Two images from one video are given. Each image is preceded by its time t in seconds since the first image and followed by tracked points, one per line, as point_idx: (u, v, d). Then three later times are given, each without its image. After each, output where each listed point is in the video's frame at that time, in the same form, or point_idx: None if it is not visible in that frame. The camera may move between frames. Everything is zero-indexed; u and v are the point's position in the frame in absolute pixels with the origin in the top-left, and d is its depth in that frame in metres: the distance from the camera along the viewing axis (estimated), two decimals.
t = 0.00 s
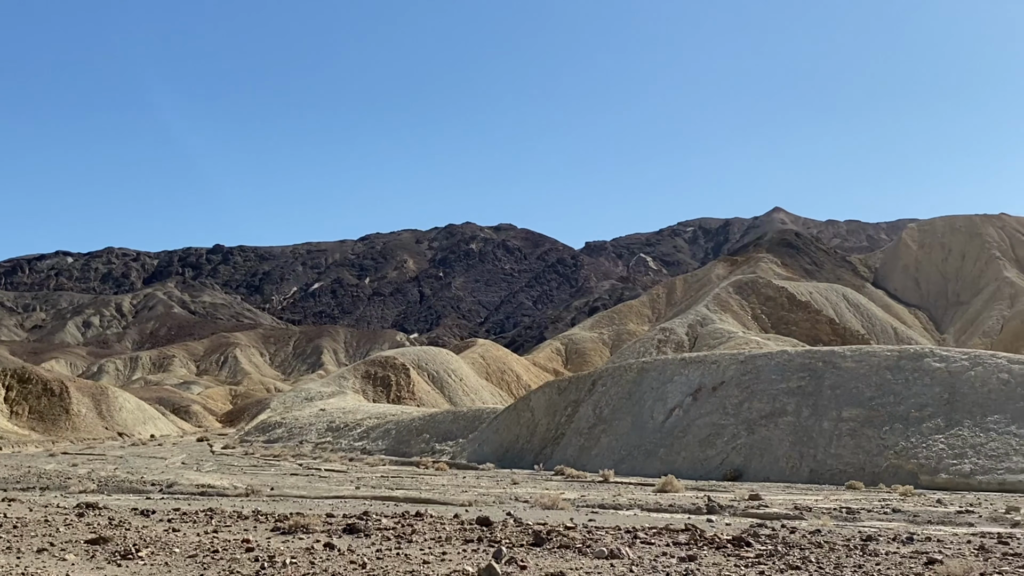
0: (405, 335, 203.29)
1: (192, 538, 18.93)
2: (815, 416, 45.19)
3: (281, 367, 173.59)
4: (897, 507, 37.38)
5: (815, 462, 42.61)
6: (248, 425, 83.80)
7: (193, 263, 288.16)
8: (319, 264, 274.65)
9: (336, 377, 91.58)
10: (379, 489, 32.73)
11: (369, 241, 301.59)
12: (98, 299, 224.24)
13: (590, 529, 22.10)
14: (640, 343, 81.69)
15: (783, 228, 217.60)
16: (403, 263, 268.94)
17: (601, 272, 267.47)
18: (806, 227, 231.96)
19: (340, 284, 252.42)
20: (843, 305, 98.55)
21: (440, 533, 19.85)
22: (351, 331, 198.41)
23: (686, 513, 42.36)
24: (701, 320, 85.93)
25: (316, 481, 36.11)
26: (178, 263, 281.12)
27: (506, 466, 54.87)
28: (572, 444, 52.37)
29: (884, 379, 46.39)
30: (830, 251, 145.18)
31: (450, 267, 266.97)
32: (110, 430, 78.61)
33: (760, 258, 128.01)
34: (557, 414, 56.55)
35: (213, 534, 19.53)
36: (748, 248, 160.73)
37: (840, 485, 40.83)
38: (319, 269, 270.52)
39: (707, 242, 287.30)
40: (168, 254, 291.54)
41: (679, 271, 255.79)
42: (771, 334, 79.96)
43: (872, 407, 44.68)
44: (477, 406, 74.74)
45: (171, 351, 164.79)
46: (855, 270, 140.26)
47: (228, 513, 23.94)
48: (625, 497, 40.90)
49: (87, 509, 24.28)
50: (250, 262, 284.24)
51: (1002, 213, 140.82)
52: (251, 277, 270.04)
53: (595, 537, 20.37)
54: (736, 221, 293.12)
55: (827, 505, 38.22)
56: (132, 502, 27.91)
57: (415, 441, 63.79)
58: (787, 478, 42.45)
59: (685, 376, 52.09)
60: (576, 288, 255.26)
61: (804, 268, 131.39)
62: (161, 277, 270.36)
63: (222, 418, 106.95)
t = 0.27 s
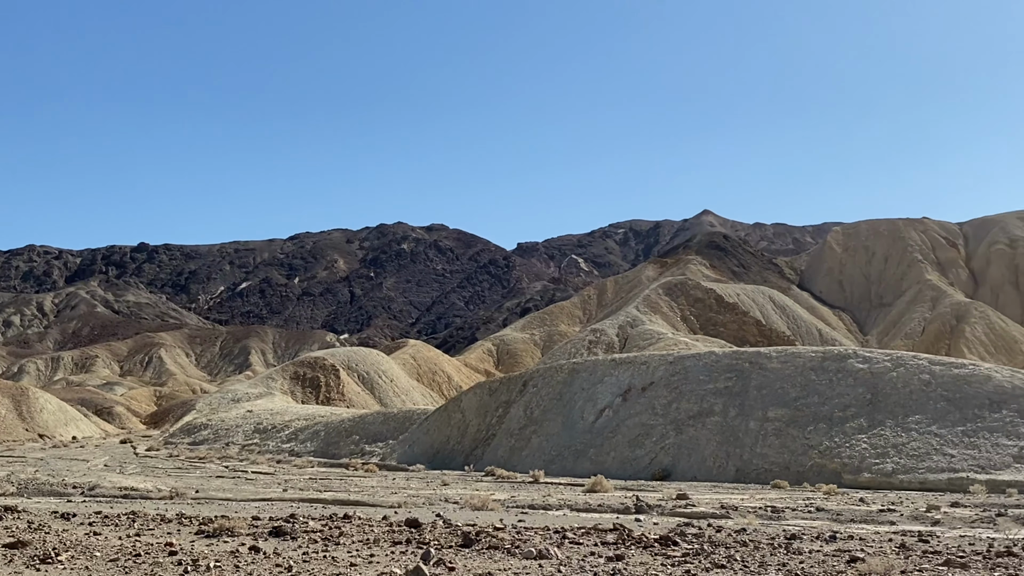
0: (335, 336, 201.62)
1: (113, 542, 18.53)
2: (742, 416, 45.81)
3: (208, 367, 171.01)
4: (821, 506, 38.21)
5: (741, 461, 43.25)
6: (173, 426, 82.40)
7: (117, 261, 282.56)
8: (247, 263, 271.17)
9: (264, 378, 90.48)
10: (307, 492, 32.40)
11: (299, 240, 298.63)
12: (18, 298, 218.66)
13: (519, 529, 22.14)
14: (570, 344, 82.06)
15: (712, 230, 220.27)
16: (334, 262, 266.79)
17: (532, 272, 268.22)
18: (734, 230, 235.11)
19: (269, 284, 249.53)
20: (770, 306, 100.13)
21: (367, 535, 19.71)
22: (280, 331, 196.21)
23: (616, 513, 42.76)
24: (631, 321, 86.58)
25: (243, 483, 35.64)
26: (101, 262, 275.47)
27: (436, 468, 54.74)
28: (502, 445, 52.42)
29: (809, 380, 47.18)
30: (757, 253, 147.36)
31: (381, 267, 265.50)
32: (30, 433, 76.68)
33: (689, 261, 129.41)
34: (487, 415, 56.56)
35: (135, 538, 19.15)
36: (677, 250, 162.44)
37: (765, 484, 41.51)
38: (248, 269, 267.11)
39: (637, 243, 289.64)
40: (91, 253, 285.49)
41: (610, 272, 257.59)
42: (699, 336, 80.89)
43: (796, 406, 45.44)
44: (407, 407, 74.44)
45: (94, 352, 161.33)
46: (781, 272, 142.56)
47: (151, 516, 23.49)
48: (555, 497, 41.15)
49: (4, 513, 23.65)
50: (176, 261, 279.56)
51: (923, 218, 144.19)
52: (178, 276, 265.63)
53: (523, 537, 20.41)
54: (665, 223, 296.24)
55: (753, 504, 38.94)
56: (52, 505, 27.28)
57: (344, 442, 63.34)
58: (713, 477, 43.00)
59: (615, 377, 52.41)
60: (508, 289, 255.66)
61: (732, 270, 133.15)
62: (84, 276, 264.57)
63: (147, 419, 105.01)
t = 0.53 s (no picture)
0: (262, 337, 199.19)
1: (33, 547, 18.10)
2: (669, 416, 46.33)
3: (131, 369, 167.81)
4: (745, 505, 38.96)
5: (669, 461, 43.76)
6: (95, 428, 80.67)
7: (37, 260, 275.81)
8: (173, 263, 266.70)
9: (189, 379, 89.02)
10: (231, 495, 32.01)
11: (226, 239, 294.54)
12: None
13: (447, 531, 22.10)
14: (500, 345, 82.15)
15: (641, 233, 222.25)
16: (262, 262, 263.66)
17: (463, 273, 267.97)
18: (663, 233, 237.40)
19: (195, 284, 245.73)
20: (697, 309, 101.39)
21: (293, 539, 19.50)
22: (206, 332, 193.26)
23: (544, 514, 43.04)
24: (561, 322, 86.92)
25: (167, 486, 35.05)
26: (20, 260, 268.69)
27: (364, 470, 54.42)
28: (431, 447, 52.29)
29: (735, 381, 47.83)
30: (684, 256, 149.03)
31: (310, 267, 263.08)
32: None
33: (618, 263, 130.51)
34: (417, 417, 56.38)
35: (55, 543, 18.73)
36: (607, 252, 163.53)
37: (691, 483, 42.11)
38: (173, 269, 262.74)
39: (567, 246, 291.11)
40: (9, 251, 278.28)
41: (540, 274, 258.42)
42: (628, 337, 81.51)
43: (722, 407, 46.10)
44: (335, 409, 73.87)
45: (12, 353, 157.30)
46: (708, 274, 144.39)
47: (71, 521, 22.96)
48: (483, 498, 41.37)
49: None
50: (98, 260, 273.84)
51: (846, 223, 147.13)
52: (100, 276, 260.15)
53: (450, 539, 20.38)
54: (595, 226, 298.06)
55: (679, 504, 39.66)
56: None
57: (271, 445, 62.66)
58: (641, 477, 43.47)
59: (545, 378, 52.55)
60: (438, 290, 255.09)
61: (661, 272, 134.48)
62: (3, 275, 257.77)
63: (67, 422, 102.67)
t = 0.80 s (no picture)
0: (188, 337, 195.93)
1: None
2: (599, 417, 46.55)
3: (51, 369, 163.84)
4: (674, 506, 39.45)
5: (599, 462, 44.03)
6: (13, 430, 78.55)
7: None
8: (96, 262, 261.06)
9: (112, 380, 87.16)
10: (156, 497, 31.37)
11: (152, 238, 289.31)
12: None
13: (375, 534, 21.90)
14: (431, 346, 81.84)
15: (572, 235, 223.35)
16: (188, 261, 259.45)
17: (394, 274, 266.72)
18: (594, 235, 238.89)
19: (119, 284, 240.87)
20: (627, 310, 102.11)
21: (218, 542, 19.14)
22: (130, 332, 189.49)
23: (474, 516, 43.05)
24: (492, 323, 86.85)
25: (89, 490, 34.21)
26: None
27: (291, 473, 53.80)
28: (360, 449, 51.85)
29: (664, 382, 48.20)
30: (615, 258, 149.98)
31: (238, 266, 259.57)
32: None
33: (550, 264, 130.95)
34: (345, 419, 55.85)
35: None
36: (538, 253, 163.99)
37: (621, 484, 42.46)
38: (96, 267, 257.21)
39: (499, 246, 291.42)
40: None
41: (472, 275, 258.34)
42: (558, 338, 81.71)
43: (652, 408, 46.49)
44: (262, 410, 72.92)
45: None
46: (638, 276, 145.52)
47: None
48: (413, 501, 41.37)
49: None
50: (18, 258, 266.98)
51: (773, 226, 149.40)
52: (20, 274, 253.64)
53: (379, 542, 20.18)
54: (527, 227, 298.93)
55: (608, 505, 40.19)
56: None
57: (196, 447, 61.64)
58: (571, 478, 43.66)
59: (475, 379, 52.39)
60: (369, 290, 253.59)
61: (592, 273, 135.21)
62: None
63: None
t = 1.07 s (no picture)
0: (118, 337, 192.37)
1: None
2: (535, 418, 46.69)
3: None
4: (609, 506, 39.87)
5: (534, 463, 44.24)
6: None
7: None
8: (23, 259, 255.20)
9: (39, 380, 85.28)
10: (85, 500, 30.77)
11: (81, 235, 283.68)
12: None
13: (309, 535, 21.75)
14: (366, 347, 81.36)
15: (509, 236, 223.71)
16: (119, 259, 254.75)
17: (329, 274, 264.84)
18: (532, 236, 239.51)
19: (47, 282, 235.69)
20: (563, 311, 102.54)
21: (149, 544, 18.84)
22: (58, 331, 185.51)
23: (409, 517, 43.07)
24: (429, 324, 86.62)
25: (15, 492, 33.44)
26: None
27: (223, 474, 53.19)
28: (294, 450, 51.42)
29: (600, 383, 48.46)
30: (551, 258, 150.45)
31: (170, 265, 255.48)
32: None
33: (487, 265, 130.96)
34: (279, 420, 55.31)
35: None
36: (475, 253, 164.00)
37: (556, 484, 42.75)
38: (23, 265, 251.42)
39: (436, 247, 290.95)
40: None
41: (408, 275, 257.51)
42: (495, 339, 81.74)
43: (587, 408, 46.74)
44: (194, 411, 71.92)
45: None
46: (575, 277, 146.17)
47: None
48: (348, 502, 41.27)
49: None
50: None
51: (708, 229, 151.07)
52: None
53: (313, 544, 20.05)
54: (464, 228, 298.88)
55: (543, 505, 40.53)
56: None
57: (126, 448, 60.62)
58: (506, 479, 43.82)
59: (411, 380, 52.19)
60: (304, 290, 251.45)
61: (528, 274, 135.52)
62: None
63: None
